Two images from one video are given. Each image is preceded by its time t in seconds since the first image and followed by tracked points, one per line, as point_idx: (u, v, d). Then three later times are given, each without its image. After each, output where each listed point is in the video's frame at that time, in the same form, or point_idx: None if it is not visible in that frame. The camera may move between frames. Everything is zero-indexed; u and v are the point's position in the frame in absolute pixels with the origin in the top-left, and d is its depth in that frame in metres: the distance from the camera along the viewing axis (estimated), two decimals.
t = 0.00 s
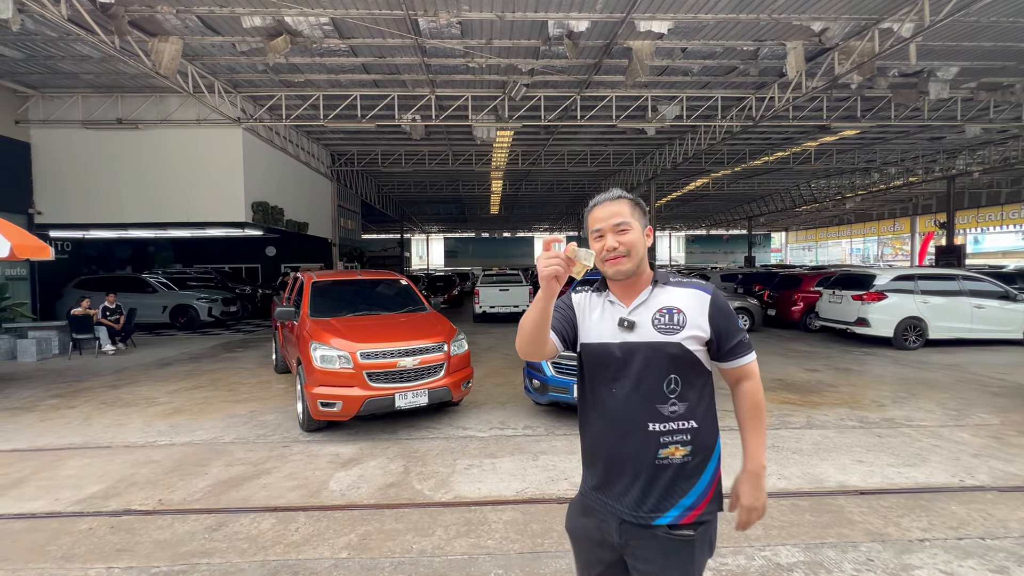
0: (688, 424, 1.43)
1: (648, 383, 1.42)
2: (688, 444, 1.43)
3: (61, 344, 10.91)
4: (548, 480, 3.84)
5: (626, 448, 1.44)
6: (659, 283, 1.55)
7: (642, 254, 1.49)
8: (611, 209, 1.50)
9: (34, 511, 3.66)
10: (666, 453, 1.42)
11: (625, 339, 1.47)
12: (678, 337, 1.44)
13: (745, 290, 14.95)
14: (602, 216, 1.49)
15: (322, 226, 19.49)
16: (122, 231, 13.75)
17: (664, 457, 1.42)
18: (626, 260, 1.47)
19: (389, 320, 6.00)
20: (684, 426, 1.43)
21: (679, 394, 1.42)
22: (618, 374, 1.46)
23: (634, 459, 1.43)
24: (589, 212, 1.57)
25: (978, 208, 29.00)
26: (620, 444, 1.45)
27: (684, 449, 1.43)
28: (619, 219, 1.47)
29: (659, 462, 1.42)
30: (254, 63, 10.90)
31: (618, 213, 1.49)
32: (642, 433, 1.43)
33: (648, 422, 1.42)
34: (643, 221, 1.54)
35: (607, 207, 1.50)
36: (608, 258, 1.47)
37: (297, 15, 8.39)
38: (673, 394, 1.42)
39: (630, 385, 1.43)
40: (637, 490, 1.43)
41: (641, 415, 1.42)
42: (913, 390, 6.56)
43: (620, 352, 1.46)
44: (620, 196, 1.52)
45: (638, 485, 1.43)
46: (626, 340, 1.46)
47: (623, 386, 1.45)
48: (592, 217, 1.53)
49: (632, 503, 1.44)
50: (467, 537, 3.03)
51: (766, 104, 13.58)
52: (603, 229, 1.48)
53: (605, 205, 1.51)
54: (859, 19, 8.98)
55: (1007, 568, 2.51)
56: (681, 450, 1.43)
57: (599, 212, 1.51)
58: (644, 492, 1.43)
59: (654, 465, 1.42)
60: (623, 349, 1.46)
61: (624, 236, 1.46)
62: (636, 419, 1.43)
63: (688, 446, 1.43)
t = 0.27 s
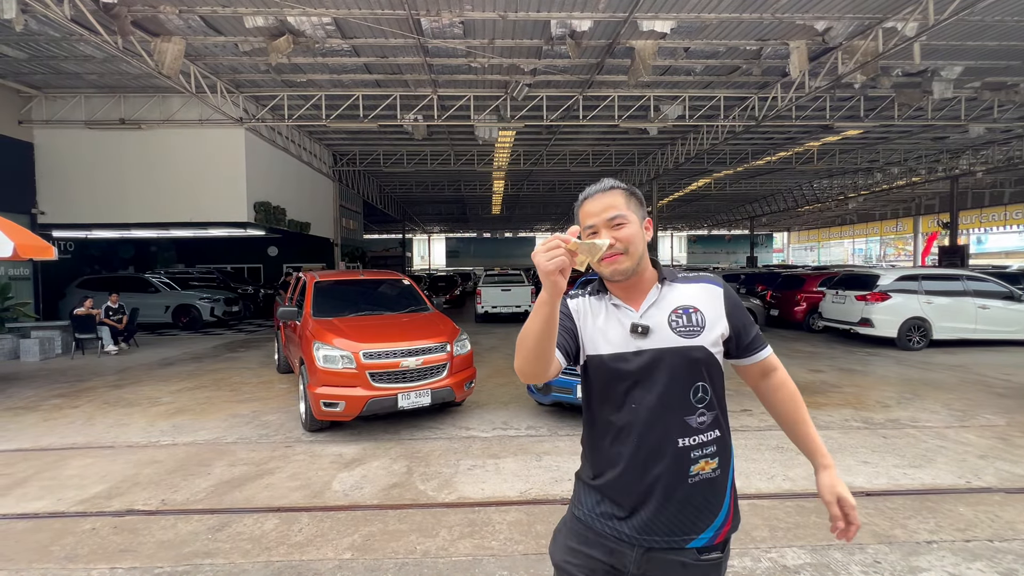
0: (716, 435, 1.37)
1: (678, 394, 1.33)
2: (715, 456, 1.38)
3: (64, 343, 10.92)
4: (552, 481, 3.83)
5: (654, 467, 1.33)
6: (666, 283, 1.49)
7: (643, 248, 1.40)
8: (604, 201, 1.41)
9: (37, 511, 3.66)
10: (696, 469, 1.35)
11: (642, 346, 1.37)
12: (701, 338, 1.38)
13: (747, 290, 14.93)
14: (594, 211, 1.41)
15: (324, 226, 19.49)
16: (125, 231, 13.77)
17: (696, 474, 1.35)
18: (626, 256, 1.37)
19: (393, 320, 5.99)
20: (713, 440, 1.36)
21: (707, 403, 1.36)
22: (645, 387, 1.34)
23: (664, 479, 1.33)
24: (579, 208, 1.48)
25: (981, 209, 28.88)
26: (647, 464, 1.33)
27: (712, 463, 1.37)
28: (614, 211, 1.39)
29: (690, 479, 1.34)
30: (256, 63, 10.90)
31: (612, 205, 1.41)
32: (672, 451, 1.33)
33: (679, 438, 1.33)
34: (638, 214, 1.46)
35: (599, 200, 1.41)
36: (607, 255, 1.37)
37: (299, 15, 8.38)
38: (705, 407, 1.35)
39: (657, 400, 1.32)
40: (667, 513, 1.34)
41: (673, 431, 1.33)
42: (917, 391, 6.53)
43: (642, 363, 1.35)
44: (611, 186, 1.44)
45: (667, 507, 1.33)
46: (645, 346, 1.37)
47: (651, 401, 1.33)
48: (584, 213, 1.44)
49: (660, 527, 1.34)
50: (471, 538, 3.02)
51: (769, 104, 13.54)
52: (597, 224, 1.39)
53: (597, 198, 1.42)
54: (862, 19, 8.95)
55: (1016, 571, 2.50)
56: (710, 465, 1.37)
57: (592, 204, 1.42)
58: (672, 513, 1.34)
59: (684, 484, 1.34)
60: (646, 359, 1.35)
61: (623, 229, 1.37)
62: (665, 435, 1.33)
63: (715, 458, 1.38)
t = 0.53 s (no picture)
0: (705, 457, 1.34)
1: (672, 417, 1.26)
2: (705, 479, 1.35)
3: (67, 343, 10.94)
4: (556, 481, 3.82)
5: (649, 501, 1.26)
6: (649, 290, 1.41)
7: (626, 254, 1.29)
8: (586, 198, 1.30)
9: (40, 511, 3.65)
10: (692, 496, 1.30)
11: (629, 363, 1.27)
12: (691, 353, 1.31)
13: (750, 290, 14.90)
14: (574, 209, 1.30)
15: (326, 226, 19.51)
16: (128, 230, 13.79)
17: (692, 500, 1.30)
18: (612, 260, 1.26)
19: (395, 320, 5.98)
20: (704, 462, 1.33)
21: (699, 423, 1.31)
22: (637, 413, 1.25)
23: (661, 512, 1.26)
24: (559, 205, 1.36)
25: (985, 209, 28.77)
26: (641, 498, 1.26)
27: (703, 487, 1.33)
28: (596, 209, 1.27)
29: (686, 509, 1.29)
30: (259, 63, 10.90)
31: (594, 203, 1.29)
32: (667, 480, 1.26)
33: (674, 466, 1.27)
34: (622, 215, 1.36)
35: (579, 198, 1.30)
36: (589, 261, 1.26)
37: (302, 14, 8.38)
38: (696, 430, 1.30)
39: (650, 426, 1.24)
40: (665, 548, 1.27)
41: (670, 459, 1.26)
42: (922, 392, 6.51)
43: (628, 381, 1.26)
44: (593, 184, 1.34)
45: (665, 541, 1.27)
46: (634, 362, 1.27)
47: (644, 428, 1.24)
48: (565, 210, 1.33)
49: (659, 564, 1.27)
50: (475, 539, 3.01)
51: (772, 104, 13.51)
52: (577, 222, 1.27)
53: (578, 196, 1.31)
54: (866, 18, 8.92)
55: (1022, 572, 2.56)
56: (703, 491, 1.32)
57: (575, 201, 1.31)
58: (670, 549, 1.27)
59: (680, 514, 1.28)
60: (632, 376, 1.26)
61: (607, 229, 1.25)
62: (659, 464, 1.25)
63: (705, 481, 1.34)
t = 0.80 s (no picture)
0: (671, 478, 1.26)
1: (641, 434, 1.17)
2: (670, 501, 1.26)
3: (71, 343, 10.95)
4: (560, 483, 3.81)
5: (617, 530, 1.15)
6: (618, 290, 1.30)
7: (602, 250, 1.21)
8: (561, 187, 1.16)
9: (44, 511, 3.65)
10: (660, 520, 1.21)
11: (594, 372, 1.16)
12: (663, 359, 1.21)
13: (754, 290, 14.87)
14: (548, 198, 1.14)
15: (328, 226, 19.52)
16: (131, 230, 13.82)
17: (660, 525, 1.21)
18: (587, 258, 1.17)
19: (398, 320, 5.95)
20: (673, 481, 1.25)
21: (666, 440, 1.23)
22: (606, 433, 1.14)
23: (629, 541, 1.16)
24: (521, 192, 1.19)
25: (989, 209, 28.65)
26: (608, 527, 1.15)
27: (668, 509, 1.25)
28: (575, 201, 1.16)
29: (655, 537, 1.20)
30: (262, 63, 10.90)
31: (572, 193, 1.17)
32: (635, 503, 1.17)
33: (643, 490, 1.18)
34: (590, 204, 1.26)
35: (554, 187, 1.16)
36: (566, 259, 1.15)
37: (305, 14, 8.38)
38: (666, 448, 1.22)
39: (618, 445, 1.14)
40: None
41: (637, 480, 1.17)
42: (927, 393, 6.48)
43: (593, 393, 1.15)
44: (563, 170, 1.21)
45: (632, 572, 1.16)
46: (600, 371, 1.16)
47: (612, 450, 1.14)
48: (533, 199, 1.16)
49: None
50: (479, 540, 3.00)
51: (775, 104, 13.47)
52: (554, 215, 1.13)
53: (551, 183, 1.16)
54: (871, 17, 8.88)
55: None
56: (669, 515, 1.24)
57: (548, 189, 1.15)
58: None
59: (649, 543, 1.19)
60: (598, 389, 1.15)
61: (585, 224, 1.16)
62: (628, 488, 1.16)
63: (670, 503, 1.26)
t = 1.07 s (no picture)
0: (664, 488, 1.22)
1: (631, 443, 1.13)
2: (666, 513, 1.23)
3: (75, 341, 11.04)
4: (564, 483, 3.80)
5: (610, 547, 1.11)
6: (604, 291, 1.27)
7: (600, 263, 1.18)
8: (582, 185, 1.12)
9: (49, 510, 3.66)
10: (654, 532, 1.18)
11: (580, 379, 1.12)
12: (652, 365, 1.19)
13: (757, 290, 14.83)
14: (565, 192, 1.10)
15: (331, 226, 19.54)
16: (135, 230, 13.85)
17: (655, 538, 1.17)
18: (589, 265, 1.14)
19: (400, 320, 5.95)
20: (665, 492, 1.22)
21: (656, 448, 1.20)
22: (592, 446, 1.10)
23: (621, 558, 1.12)
24: (538, 170, 1.13)
25: (995, 209, 28.50)
26: (599, 545, 1.11)
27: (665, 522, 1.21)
28: (590, 204, 1.12)
29: (649, 552, 1.16)
30: (266, 63, 10.91)
31: (590, 195, 1.13)
32: (628, 517, 1.13)
33: (634, 504, 1.14)
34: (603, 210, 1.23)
35: (572, 181, 1.11)
36: (561, 263, 1.11)
37: (309, 14, 8.39)
38: (655, 458, 1.19)
39: (605, 457, 1.11)
40: None
41: (628, 491, 1.13)
42: (933, 394, 6.45)
43: (581, 403, 1.11)
44: (587, 161, 1.16)
45: None
46: (586, 378, 1.12)
47: (599, 463, 1.11)
48: (549, 185, 1.10)
49: None
50: (484, 540, 3.00)
51: (779, 103, 13.42)
52: (564, 213, 1.10)
53: (571, 176, 1.12)
54: (876, 16, 8.84)
55: None
56: (663, 527, 1.21)
57: (568, 182, 1.11)
58: None
59: (642, 559, 1.15)
60: (584, 399, 1.11)
61: (595, 232, 1.13)
62: (617, 502, 1.12)
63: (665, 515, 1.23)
